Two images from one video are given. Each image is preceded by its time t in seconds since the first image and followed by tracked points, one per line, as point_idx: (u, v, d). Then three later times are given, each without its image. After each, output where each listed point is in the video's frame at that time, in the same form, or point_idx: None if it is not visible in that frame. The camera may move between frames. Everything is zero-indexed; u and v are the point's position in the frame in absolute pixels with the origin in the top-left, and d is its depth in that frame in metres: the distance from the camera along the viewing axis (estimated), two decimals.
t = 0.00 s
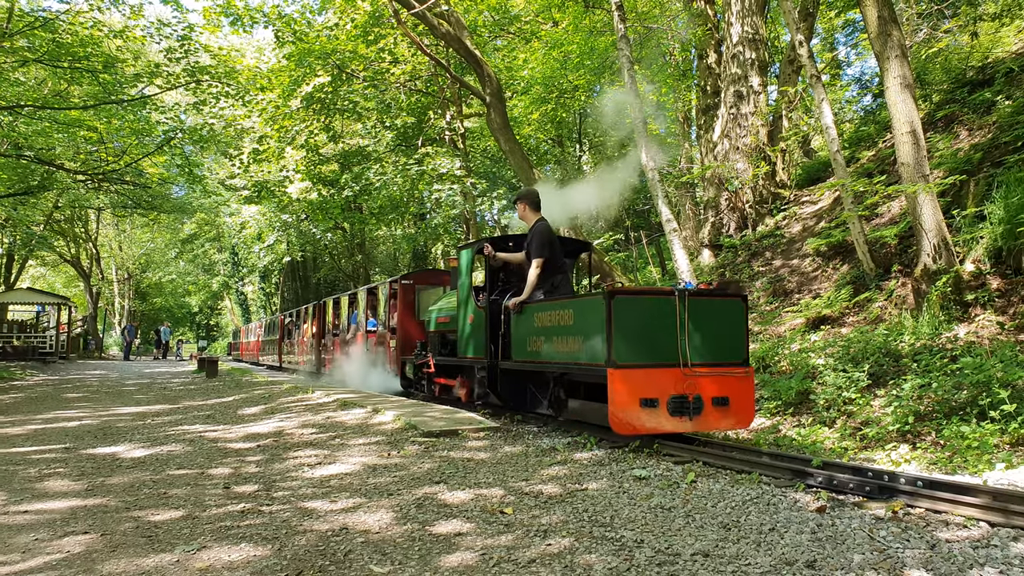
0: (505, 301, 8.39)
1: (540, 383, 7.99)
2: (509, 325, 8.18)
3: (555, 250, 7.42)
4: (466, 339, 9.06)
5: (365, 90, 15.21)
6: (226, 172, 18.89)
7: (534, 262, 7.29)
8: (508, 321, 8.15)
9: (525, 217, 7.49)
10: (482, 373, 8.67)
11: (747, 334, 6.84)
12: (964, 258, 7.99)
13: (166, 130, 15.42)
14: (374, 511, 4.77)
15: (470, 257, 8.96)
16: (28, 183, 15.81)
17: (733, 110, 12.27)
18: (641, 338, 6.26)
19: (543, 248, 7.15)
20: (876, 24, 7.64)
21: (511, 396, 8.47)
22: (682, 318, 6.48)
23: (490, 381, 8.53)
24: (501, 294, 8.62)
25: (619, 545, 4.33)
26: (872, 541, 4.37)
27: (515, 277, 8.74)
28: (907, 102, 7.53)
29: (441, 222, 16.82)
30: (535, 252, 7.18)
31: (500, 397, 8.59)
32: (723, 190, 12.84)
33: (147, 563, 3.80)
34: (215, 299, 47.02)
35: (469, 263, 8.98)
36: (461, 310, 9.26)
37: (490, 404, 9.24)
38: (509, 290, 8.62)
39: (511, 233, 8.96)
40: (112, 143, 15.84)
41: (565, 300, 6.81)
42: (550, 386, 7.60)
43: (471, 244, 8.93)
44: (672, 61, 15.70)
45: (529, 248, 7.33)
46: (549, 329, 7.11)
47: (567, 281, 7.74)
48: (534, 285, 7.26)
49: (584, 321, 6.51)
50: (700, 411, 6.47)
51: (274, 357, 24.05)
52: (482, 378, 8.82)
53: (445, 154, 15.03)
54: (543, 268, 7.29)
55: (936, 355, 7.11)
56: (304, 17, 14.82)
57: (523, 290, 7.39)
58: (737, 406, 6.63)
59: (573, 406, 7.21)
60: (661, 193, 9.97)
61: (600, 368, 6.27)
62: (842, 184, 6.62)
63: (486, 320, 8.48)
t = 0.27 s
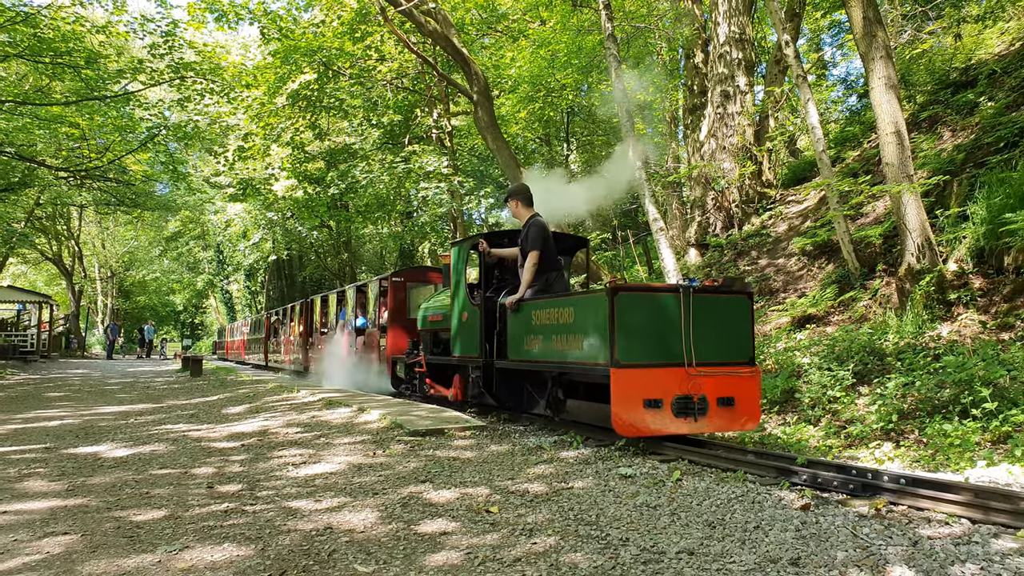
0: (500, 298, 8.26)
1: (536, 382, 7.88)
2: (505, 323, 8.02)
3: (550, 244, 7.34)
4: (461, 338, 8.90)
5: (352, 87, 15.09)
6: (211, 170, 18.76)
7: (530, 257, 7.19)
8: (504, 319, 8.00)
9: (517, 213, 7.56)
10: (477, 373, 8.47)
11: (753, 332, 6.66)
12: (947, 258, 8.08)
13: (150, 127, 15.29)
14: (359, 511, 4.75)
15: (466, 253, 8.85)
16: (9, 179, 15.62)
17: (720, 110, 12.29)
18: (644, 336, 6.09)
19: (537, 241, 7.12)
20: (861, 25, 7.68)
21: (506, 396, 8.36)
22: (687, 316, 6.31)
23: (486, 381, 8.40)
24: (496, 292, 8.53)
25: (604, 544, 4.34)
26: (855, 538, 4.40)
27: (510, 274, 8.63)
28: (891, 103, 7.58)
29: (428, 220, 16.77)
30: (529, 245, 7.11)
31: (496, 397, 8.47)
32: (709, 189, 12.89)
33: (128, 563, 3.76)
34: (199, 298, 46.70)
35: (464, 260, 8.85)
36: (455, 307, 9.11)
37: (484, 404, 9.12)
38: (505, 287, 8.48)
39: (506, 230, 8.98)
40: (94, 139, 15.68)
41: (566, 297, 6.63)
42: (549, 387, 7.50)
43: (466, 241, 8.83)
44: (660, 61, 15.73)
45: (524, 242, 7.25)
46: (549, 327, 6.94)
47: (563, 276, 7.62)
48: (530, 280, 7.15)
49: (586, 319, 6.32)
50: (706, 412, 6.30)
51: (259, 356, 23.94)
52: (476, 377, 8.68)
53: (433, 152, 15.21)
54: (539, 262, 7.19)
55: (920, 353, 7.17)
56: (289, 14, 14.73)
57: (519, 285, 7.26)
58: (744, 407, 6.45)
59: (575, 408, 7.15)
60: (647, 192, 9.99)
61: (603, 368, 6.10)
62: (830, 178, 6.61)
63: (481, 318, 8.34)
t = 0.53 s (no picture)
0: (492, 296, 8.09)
1: (529, 384, 7.79)
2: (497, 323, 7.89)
3: (543, 240, 7.18)
4: (451, 338, 8.75)
5: (333, 87, 14.88)
6: (190, 170, 18.61)
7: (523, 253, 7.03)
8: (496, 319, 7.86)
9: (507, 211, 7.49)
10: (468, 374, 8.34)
11: (757, 330, 6.70)
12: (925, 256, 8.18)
13: (128, 127, 15.13)
14: (341, 513, 4.72)
15: (456, 251, 8.68)
16: None
17: (701, 110, 12.45)
18: (646, 335, 5.99)
19: (530, 237, 6.99)
20: (839, 25, 7.76)
21: (499, 398, 8.27)
22: (689, 313, 6.27)
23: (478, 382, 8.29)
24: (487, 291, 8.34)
25: (587, 543, 4.34)
26: (836, 535, 4.43)
27: (502, 272, 8.48)
28: (869, 103, 7.65)
29: (410, 220, 16.71)
30: (522, 241, 6.97)
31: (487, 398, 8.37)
32: (691, 189, 12.96)
33: (104, 569, 3.71)
34: (179, 300, 46.27)
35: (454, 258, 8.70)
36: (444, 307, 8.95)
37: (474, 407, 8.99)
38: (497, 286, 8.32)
39: (496, 226, 8.81)
40: (71, 139, 15.49)
41: (562, 295, 6.50)
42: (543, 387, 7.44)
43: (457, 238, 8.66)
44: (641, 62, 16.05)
45: (517, 238, 7.10)
46: (544, 327, 6.79)
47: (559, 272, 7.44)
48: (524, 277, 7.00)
49: (584, 318, 6.20)
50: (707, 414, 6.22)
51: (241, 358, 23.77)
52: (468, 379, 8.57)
53: (414, 152, 15.11)
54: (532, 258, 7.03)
55: (899, 351, 7.26)
56: (269, 13, 14.65)
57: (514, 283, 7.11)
58: (746, 407, 6.44)
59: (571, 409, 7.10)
60: (629, 192, 10.04)
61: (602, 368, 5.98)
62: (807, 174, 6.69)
63: (472, 318, 8.18)
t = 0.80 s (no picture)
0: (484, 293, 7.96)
1: (523, 383, 7.64)
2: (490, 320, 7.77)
3: (536, 234, 7.06)
4: (442, 336, 8.61)
5: (311, 86, 14.78)
6: (166, 170, 18.42)
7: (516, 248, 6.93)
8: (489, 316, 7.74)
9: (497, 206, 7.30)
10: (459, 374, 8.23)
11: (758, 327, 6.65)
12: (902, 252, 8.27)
13: (102, 126, 14.94)
14: (320, 514, 4.69)
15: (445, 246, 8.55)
16: None
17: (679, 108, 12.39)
18: (648, 330, 5.90)
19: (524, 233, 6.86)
20: (816, 23, 7.80)
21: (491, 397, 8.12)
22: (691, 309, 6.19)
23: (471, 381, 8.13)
24: (478, 287, 8.23)
25: (568, 541, 4.34)
26: (815, 529, 4.47)
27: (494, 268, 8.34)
28: (846, 100, 7.71)
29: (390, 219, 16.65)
30: (515, 236, 6.85)
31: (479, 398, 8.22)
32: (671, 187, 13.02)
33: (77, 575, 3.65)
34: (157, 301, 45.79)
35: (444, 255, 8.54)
36: (435, 304, 8.80)
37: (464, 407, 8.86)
38: (488, 282, 8.19)
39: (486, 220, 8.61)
40: (44, 139, 15.27)
41: (560, 292, 6.40)
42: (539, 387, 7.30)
43: (447, 233, 8.50)
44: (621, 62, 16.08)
45: (509, 234, 6.98)
46: (541, 324, 6.69)
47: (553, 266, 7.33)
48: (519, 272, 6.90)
49: (583, 314, 6.10)
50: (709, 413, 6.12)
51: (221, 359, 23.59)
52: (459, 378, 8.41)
53: (394, 151, 14.96)
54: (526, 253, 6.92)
55: (877, 346, 7.35)
56: (246, 12, 14.51)
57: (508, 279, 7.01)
58: (749, 406, 6.35)
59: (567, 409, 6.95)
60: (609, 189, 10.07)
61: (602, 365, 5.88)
62: (788, 172, 6.66)
63: (463, 316, 8.05)
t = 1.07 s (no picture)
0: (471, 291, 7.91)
1: (512, 384, 7.43)
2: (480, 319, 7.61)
3: (529, 229, 6.92)
4: (427, 335, 8.53)
5: (285, 86, 14.72)
6: (137, 170, 18.22)
7: (508, 243, 6.80)
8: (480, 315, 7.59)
9: (490, 199, 7.13)
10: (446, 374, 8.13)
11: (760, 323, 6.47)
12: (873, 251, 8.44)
13: (70, 126, 14.73)
14: (293, 517, 4.65)
15: (430, 244, 8.50)
16: None
17: (655, 108, 12.46)
18: (646, 328, 5.72)
19: (518, 228, 6.72)
20: (788, 25, 7.89)
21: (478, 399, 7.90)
22: (691, 306, 5.99)
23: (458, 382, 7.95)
24: (465, 285, 8.19)
25: (543, 541, 4.35)
26: (788, 525, 4.52)
27: (480, 265, 8.29)
28: (818, 101, 7.81)
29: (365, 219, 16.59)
30: (506, 232, 6.72)
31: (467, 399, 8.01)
32: (646, 188, 13.12)
33: None
34: (128, 303, 45.19)
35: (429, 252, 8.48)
36: (420, 303, 8.73)
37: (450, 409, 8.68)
38: (474, 280, 8.15)
39: (472, 217, 8.48)
40: (10, 138, 15.01)
41: (554, 290, 6.24)
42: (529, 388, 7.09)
43: (432, 230, 8.42)
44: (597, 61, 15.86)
45: (501, 229, 6.85)
46: (535, 323, 6.53)
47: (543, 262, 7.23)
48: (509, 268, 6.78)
49: (579, 312, 5.94)
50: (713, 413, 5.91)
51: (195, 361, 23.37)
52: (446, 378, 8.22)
53: (370, 150, 15.08)
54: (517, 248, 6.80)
55: (848, 344, 7.48)
56: (218, 10, 14.39)
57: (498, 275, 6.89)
58: (751, 406, 6.13)
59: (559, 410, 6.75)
60: (584, 189, 10.12)
61: (598, 366, 5.71)
62: (760, 170, 6.75)
63: (450, 315, 7.99)
